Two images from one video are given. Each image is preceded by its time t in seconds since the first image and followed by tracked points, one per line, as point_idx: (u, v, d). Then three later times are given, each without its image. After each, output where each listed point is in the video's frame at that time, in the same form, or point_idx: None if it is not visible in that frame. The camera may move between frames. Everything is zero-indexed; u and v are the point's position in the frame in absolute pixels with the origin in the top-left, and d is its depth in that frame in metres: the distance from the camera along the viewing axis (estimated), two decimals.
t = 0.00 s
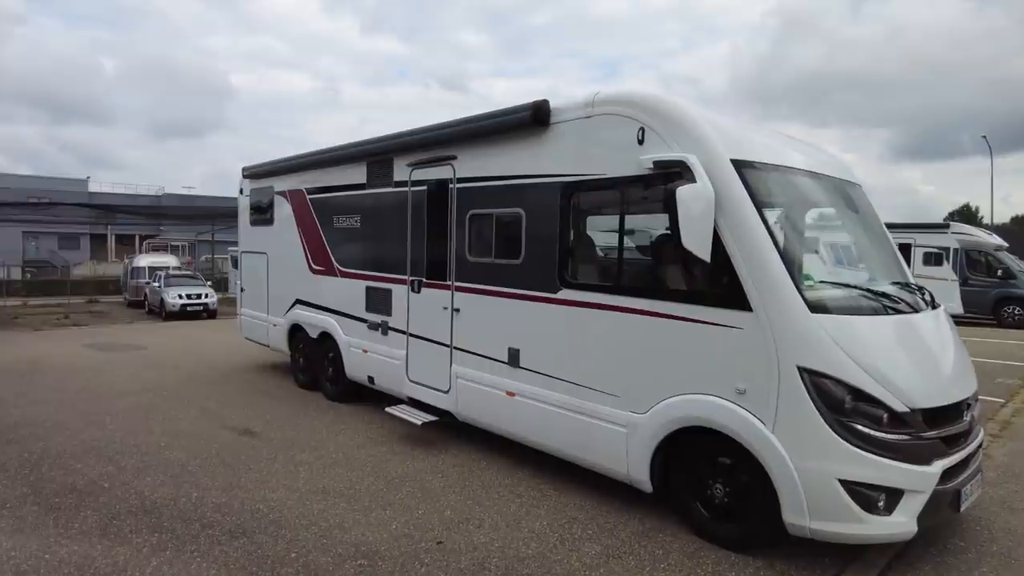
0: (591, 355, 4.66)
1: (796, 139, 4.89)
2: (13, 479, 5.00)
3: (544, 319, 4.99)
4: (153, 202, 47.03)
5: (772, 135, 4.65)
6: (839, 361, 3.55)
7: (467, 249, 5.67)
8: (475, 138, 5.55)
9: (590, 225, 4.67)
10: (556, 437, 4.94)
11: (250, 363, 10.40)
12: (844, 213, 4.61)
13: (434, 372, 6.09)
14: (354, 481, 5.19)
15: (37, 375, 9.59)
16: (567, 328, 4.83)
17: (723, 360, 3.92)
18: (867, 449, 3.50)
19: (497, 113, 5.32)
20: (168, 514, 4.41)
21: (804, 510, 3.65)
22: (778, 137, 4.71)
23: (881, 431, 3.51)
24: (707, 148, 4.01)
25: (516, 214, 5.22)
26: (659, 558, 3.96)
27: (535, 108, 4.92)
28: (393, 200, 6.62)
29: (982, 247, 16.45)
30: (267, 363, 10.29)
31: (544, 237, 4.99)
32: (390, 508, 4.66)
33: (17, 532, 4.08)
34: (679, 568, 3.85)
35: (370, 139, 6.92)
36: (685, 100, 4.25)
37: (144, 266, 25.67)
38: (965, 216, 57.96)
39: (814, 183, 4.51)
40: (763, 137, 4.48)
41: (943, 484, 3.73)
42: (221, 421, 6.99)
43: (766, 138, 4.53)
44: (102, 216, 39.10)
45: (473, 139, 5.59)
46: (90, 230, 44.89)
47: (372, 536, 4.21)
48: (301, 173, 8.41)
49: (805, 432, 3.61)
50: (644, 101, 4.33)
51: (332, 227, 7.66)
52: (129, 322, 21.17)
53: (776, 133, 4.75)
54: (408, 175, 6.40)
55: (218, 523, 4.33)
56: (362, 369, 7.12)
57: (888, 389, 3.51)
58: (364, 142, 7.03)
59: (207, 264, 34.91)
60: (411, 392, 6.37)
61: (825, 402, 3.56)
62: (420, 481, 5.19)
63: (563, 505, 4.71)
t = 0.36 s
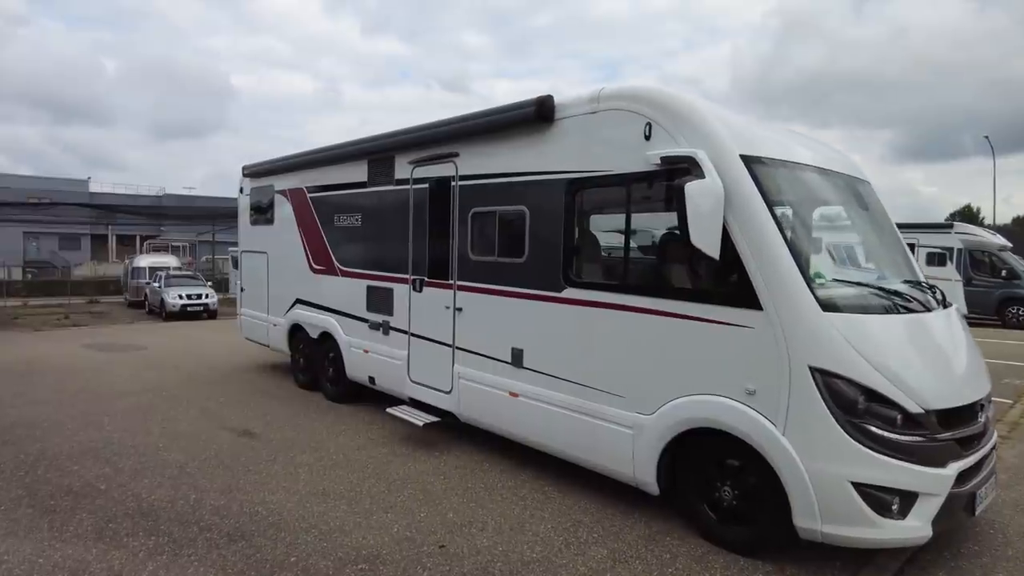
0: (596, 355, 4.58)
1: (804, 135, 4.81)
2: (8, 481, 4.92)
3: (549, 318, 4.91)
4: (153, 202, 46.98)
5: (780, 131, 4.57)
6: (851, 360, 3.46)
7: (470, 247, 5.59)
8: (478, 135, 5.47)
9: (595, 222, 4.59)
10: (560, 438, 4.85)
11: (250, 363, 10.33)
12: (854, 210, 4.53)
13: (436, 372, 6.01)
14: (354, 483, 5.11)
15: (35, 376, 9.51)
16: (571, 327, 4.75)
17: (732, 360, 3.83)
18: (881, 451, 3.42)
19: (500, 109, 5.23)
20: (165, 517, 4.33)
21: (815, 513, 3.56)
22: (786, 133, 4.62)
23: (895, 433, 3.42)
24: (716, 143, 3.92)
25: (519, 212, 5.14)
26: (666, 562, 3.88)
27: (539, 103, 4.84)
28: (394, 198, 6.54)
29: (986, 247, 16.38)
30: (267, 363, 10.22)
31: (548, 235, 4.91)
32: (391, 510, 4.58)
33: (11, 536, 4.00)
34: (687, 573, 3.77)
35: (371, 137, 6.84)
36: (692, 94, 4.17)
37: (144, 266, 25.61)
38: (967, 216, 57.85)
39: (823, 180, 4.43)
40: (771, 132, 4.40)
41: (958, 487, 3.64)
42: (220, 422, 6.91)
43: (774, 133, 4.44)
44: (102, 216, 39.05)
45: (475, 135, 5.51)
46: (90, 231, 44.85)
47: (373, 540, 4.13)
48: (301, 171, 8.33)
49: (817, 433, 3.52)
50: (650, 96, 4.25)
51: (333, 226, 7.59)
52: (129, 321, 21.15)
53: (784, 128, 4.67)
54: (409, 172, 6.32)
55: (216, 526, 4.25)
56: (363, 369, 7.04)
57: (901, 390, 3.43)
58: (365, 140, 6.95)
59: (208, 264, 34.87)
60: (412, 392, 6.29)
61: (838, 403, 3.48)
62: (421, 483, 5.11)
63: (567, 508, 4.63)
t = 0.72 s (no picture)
0: (595, 351, 4.54)
1: (804, 130, 4.78)
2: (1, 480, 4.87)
3: (546, 315, 4.86)
4: (152, 203, 46.93)
5: (780, 125, 4.54)
6: (852, 355, 3.42)
7: (468, 244, 5.54)
8: (475, 130, 5.43)
9: (593, 218, 4.55)
10: (559, 436, 4.81)
11: (247, 362, 10.28)
12: (854, 206, 4.50)
13: (433, 370, 5.97)
14: (350, 482, 5.06)
15: (31, 375, 9.46)
16: (570, 323, 4.71)
17: (732, 356, 3.79)
18: (882, 447, 3.38)
19: (498, 105, 5.19)
20: (158, 515, 4.28)
21: (816, 510, 3.52)
22: (787, 128, 4.58)
23: (896, 428, 3.38)
24: (716, 136, 3.88)
25: (517, 208, 5.09)
26: (665, 560, 3.83)
27: (537, 98, 4.79)
28: (391, 195, 6.49)
29: (984, 247, 16.38)
30: (264, 362, 10.17)
31: (546, 231, 4.86)
32: (387, 509, 4.54)
33: (2, 534, 3.95)
34: (686, 571, 3.73)
35: (369, 133, 6.79)
36: (691, 88, 4.12)
37: (142, 267, 25.56)
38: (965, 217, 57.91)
39: (823, 175, 4.40)
40: (771, 127, 4.37)
41: (960, 484, 3.61)
42: (216, 421, 6.87)
43: (774, 128, 4.41)
44: (100, 216, 38.99)
45: (473, 131, 5.47)
46: (88, 232, 44.78)
47: (369, 538, 4.09)
48: (298, 169, 8.29)
49: (817, 429, 3.48)
50: (650, 89, 4.20)
51: (330, 224, 7.54)
52: (127, 322, 21.15)
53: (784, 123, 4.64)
54: (407, 169, 6.28)
55: (210, 524, 4.21)
56: (360, 368, 6.99)
57: (903, 385, 3.39)
58: (362, 136, 6.90)
59: (206, 265, 34.79)
60: (410, 391, 6.25)
61: (839, 398, 3.43)
62: (418, 482, 5.07)
63: (566, 506, 4.59)
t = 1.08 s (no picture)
0: (580, 346, 4.54)
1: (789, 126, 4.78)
2: None
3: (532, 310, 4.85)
4: (142, 202, 46.65)
5: (765, 120, 4.54)
6: (834, 348, 3.42)
7: (454, 240, 5.53)
8: (461, 125, 5.41)
9: (578, 213, 4.54)
10: (544, 431, 4.80)
11: (236, 360, 10.23)
12: (839, 201, 4.50)
13: (420, 367, 5.95)
14: (336, 478, 5.04)
15: (16, 375, 9.38)
16: (555, 319, 4.70)
17: (715, 349, 3.79)
18: (864, 439, 3.39)
19: (483, 100, 5.18)
20: (140, 513, 4.25)
21: (798, 503, 3.52)
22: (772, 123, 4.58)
23: (878, 421, 3.40)
24: (699, 130, 3.87)
25: (503, 204, 5.08)
26: (649, 554, 3.83)
27: (522, 93, 4.78)
28: (378, 191, 6.47)
29: (972, 244, 16.50)
30: (253, 360, 10.13)
31: (532, 227, 4.85)
32: (372, 505, 4.53)
33: None
34: (670, 565, 3.72)
35: (356, 129, 6.77)
36: (675, 83, 4.11)
37: (132, 266, 25.41)
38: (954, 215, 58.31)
39: (807, 170, 4.41)
40: (756, 121, 4.37)
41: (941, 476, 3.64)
42: (202, 418, 6.83)
43: (758, 123, 4.41)
44: (89, 215, 38.73)
45: (459, 126, 5.45)
46: (78, 231, 44.49)
47: (353, 534, 4.07)
48: (286, 166, 8.25)
49: (799, 422, 3.48)
50: (634, 84, 4.19)
51: (317, 221, 7.52)
52: (116, 321, 21.03)
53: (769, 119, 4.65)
54: (393, 165, 6.27)
55: (193, 521, 4.18)
56: (348, 365, 6.96)
57: (884, 378, 3.40)
58: (349, 132, 6.88)
59: (196, 265, 34.63)
60: (397, 387, 6.23)
61: (822, 391, 3.44)
62: (404, 478, 5.06)
63: (551, 501, 4.58)
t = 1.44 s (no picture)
0: (551, 340, 4.58)
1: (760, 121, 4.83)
2: None
3: (505, 305, 4.89)
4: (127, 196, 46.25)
5: (734, 115, 4.58)
6: (795, 340, 3.47)
7: (429, 235, 5.54)
8: (436, 120, 5.43)
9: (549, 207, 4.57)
10: (517, 424, 4.85)
11: (218, 355, 10.21)
12: (807, 195, 4.55)
13: (396, 361, 5.97)
14: (311, 472, 5.07)
15: None
16: (527, 312, 4.74)
17: (680, 342, 3.84)
18: (825, 430, 3.45)
19: (457, 94, 5.19)
20: (112, 507, 4.26)
21: (761, 492, 3.56)
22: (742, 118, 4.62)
23: (839, 412, 3.46)
24: (665, 125, 3.90)
25: (477, 198, 5.10)
26: (616, 544, 3.88)
27: (494, 87, 4.80)
28: (355, 186, 6.48)
29: (952, 238, 16.64)
30: (234, 355, 10.11)
31: (504, 221, 4.87)
32: (345, 498, 4.57)
33: None
34: (636, 554, 3.78)
35: (333, 123, 6.77)
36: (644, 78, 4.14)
37: (116, 261, 25.21)
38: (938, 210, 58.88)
39: (776, 166, 4.46)
40: (724, 116, 4.42)
41: (899, 465, 3.72)
42: (180, 413, 6.82)
43: (727, 117, 4.45)
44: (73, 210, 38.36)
45: (434, 121, 5.46)
46: (62, 226, 44.06)
47: (325, 527, 4.11)
48: (266, 160, 8.23)
49: (761, 413, 3.52)
50: (603, 79, 4.23)
51: (296, 216, 7.51)
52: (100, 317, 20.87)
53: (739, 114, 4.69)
54: (369, 159, 6.27)
55: (165, 515, 4.19)
56: (326, 360, 6.98)
57: (844, 369, 3.46)
58: (327, 126, 6.87)
59: (182, 260, 34.40)
60: (374, 381, 6.25)
61: (784, 382, 3.49)
62: (379, 471, 5.09)
63: (523, 493, 4.63)
